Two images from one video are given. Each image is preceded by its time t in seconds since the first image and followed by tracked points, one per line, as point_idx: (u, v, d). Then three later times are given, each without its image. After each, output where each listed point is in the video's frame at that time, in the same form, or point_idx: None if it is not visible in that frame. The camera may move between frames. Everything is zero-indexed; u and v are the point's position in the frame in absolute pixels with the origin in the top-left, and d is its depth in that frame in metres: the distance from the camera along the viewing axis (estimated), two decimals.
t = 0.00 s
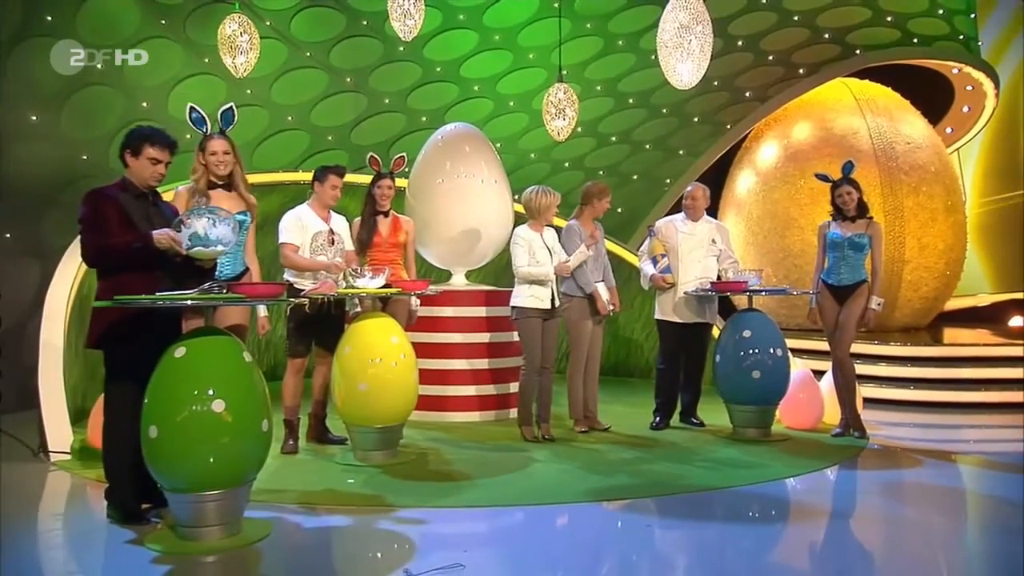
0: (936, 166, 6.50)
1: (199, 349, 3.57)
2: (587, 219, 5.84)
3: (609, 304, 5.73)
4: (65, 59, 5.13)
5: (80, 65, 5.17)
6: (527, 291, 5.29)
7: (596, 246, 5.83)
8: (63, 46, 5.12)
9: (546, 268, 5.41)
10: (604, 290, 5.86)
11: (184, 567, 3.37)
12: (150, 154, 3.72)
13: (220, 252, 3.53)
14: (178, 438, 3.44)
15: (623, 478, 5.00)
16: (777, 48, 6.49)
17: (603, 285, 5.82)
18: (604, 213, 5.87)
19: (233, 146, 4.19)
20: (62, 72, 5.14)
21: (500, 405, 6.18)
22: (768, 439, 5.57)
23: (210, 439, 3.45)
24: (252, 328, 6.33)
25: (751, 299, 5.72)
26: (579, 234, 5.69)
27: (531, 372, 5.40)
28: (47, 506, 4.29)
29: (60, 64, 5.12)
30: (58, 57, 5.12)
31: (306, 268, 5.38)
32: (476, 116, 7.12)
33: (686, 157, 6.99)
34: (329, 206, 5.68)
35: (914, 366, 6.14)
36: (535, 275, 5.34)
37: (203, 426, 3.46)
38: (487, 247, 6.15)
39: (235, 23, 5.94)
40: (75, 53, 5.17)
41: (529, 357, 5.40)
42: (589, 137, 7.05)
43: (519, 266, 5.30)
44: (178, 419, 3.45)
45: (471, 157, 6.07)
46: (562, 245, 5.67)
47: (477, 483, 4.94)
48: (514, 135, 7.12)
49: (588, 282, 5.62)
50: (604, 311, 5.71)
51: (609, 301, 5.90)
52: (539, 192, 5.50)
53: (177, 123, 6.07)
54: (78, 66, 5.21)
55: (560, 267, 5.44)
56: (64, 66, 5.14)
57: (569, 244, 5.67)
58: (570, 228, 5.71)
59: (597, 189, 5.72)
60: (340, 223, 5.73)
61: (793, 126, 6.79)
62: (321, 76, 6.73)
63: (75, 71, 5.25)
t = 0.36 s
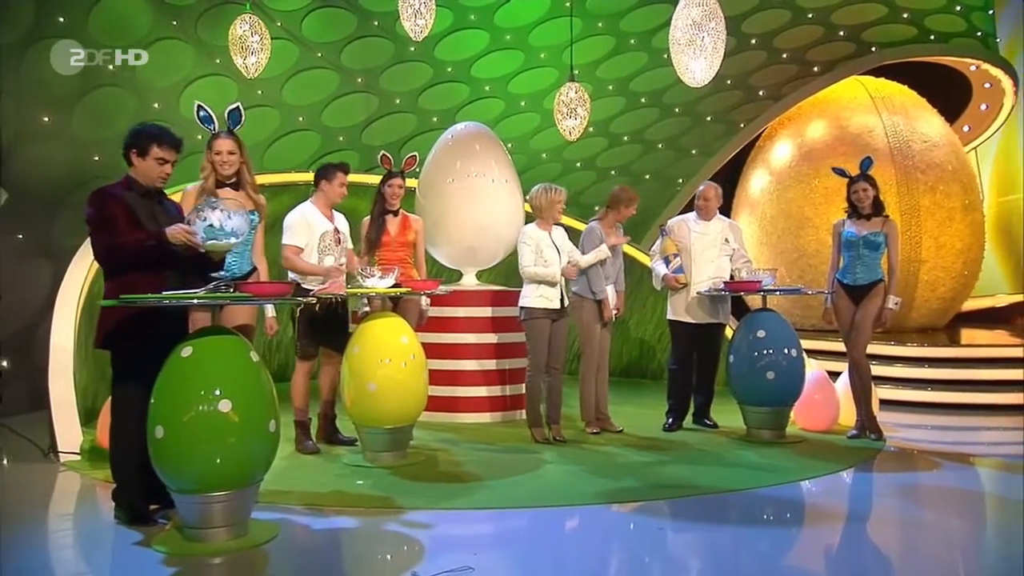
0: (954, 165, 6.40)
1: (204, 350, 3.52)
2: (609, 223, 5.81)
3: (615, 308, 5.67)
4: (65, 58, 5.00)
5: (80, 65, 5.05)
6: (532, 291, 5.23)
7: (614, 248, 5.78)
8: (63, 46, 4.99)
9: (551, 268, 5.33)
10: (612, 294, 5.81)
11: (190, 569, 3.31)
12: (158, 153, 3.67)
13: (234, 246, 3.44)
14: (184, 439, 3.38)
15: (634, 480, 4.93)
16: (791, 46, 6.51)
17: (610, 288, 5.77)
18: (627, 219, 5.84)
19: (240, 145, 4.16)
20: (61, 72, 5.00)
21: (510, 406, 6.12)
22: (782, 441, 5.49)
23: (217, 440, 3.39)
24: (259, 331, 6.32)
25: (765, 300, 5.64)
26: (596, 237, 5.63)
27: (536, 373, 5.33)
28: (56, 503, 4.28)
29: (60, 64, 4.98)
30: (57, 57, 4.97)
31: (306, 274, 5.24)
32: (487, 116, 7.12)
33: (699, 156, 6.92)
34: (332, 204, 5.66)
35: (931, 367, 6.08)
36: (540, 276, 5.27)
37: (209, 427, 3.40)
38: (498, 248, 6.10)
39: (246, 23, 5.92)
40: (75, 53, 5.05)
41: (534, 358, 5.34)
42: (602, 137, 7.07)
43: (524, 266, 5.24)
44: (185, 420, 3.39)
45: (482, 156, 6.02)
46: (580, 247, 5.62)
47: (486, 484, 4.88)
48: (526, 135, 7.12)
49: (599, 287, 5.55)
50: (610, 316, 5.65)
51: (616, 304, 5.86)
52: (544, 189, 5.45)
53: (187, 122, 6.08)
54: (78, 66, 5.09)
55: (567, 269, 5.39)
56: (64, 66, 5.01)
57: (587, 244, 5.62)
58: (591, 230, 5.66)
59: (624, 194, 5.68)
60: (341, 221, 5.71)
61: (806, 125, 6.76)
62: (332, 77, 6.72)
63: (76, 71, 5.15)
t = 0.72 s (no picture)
0: (965, 165, 6.37)
1: (202, 351, 3.42)
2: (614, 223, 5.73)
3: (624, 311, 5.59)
4: (65, 59, 4.91)
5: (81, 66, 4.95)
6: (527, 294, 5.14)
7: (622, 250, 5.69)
8: (63, 46, 4.90)
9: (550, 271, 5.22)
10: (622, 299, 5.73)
11: None
12: (177, 173, 3.57)
13: (243, 231, 3.32)
14: (182, 444, 3.29)
15: (642, 485, 4.83)
16: (801, 46, 6.45)
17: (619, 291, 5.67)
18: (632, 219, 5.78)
19: (238, 145, 4.08)
20: (62, 73, 4.92)
21: (516, 410, 6.03)
22: (793, 445, 5.40)
23: (216, 444, 3.30)
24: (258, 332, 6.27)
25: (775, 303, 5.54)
26: (603, 239, 5.54)
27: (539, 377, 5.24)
28: (58, 506, 4.22)
29: (61, 64, 4.90)
30: (58, 59, 4.88)
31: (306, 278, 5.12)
32: (495, 116, 7.09)
33: (706, 158, 6.97)
34: (331, 205, 5.51)
35: (942, 370, 6.02)
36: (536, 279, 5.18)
37: (208, 431, 3.31)
38: (504, 250, 6.02)
39: (251, 24, 5.89)
40: (75, 53, 4.95)
41: (536, 361, 5.26)
42: (609, 138, 7.07)
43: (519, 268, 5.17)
44: (183, 424, 3.30)
45: (487, 157, 5.95)
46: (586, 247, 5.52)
47: (491, 490, 4.79)
48: (532, 136, 7.13)
49: (609, 291, 5.50)
50: (619, 318, 5.57)
51: (626, 308, 5.79)
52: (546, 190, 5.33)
53: (191, 123, 6.02)
54: (79, 66, 4.99)
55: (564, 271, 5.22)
56: (64, 67, 4.92)
57: (595, 246, 5.54)
58: (597, 231, 5.55)
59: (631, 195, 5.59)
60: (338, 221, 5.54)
61: (816, 126, 6.72)
62: (337, 78, 6.65)
63: (76, 72, 5.05)
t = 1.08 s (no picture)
0: (974, 167, 6.30)
1: (198, 353, 3.35)
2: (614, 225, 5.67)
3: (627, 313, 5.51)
4: (65, 59, 4.82)
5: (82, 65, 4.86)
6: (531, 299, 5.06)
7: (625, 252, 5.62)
8: (63, 46, 4.82)
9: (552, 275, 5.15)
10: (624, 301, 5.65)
11: None
12: (179, 171, 3.52)
13: (238, 223, 3.22)
14: (177, 449, 3.22)
15: (646, 491, 4.75)
16: (806, 47, 6.43)
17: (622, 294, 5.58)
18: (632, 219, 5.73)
19: (237, 147, 4.01)
20: (63, 74, 4.83)
21: (518, 414, 5.96)
22: (800, 451, 5.31)
23: (212, 450, 3.23)
24: (258, 336, 6.21)
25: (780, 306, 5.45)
26: (603, 241, 5.47)
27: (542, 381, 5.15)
28: (55, 511, 4.14)
29: (61, 65, 4.81)
30: (57, 59, 4.79)
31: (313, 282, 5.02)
32: (498, 118, 7.07)
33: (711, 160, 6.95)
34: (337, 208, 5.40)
35: (950, 374, 5.98)
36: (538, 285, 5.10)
37: (204, 436, 3.24)
38: (508, 252, 5.95)
39: (253, 26, 5.80)
40: (76, 53, 4.87)
41: (541, 365, 5.18)
42: (612, 139, 7.05)
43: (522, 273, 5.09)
44: (178, 429, 3.23)
45: (489, 159, 5.89)
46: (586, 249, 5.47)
47: (492, 496, 4.71)
48: (536, 139, 7.10)
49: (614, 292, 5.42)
50: (623, 320, 5.49)
51: (628, 310, 5.72)
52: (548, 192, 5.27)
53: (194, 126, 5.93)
54: (79, 66, 4.90)
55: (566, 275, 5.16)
56: (64, 67, 4.83)
57: (595, 247, 5.48)
58: (597, 232, 5.49)
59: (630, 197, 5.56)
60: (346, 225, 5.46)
61: (822, 127, 6.73)
62: (340, 80, 6.61)
63: (77, 72, 4.96)
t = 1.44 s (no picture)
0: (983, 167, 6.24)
1: (194, 353, 3.27)
2: (611, 224, 5.59)
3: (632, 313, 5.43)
4: (65, 59, 4.71)
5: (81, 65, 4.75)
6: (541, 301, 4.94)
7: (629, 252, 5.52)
8: (63, 46, 4.72)
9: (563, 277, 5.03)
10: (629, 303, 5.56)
11: None
12: (165, 164, 3.44)
13: (251, 212, 3.18)
14: (172, 452, 3.14)
15: (653, 497, 4.65)
16: (813, 47, 6.39)
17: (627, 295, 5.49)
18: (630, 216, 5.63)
19: (233, 144, 3.94)
20: (63, 75, 4.74)
21: (521, 418, 5.88)
22: (807, 455, 5.23)
23: (207, 453, 3.15)
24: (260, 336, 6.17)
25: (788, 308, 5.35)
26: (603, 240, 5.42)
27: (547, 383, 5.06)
28: (52, 515, 4.07)
29: (61, 66, 4.72)
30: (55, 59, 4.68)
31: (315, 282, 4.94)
32: (503, 119, 7.02)
33: (718, 160, 6.97)
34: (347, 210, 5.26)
35: (957, 376, 5.90)
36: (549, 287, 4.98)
37: (199, 439, 3.16)
38: (511, 253, 5.88)
39: (254, 26, 5.73)
40: (75, 53, 4.77)
41: (546, 368, 5.08)
42: (617, 139, 7.02)
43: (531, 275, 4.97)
44: (172, 432, 3.15)
45: (493, 159, 5.82)
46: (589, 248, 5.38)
47: (494, 501, 4.62)
48: (540, 140, 7.06)
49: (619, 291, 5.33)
50: (629, 320, 5.42)
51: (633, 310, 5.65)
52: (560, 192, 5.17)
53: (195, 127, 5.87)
54: (79, 66, 4.80)
55: (577, 278, 5.08)
56: (64, 67, 4.73)
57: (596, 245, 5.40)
58: (597, 232, 5.42)
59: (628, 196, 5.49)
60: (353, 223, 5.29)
61: (829, 127, 6.69)
62: (343, 81, 6.54)
63: (77, 72, 4.86)
